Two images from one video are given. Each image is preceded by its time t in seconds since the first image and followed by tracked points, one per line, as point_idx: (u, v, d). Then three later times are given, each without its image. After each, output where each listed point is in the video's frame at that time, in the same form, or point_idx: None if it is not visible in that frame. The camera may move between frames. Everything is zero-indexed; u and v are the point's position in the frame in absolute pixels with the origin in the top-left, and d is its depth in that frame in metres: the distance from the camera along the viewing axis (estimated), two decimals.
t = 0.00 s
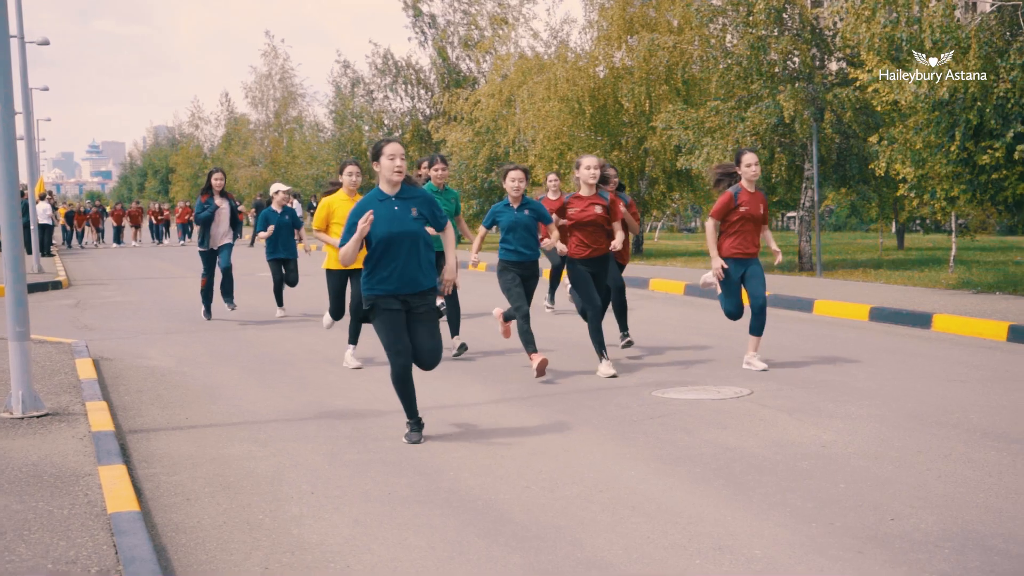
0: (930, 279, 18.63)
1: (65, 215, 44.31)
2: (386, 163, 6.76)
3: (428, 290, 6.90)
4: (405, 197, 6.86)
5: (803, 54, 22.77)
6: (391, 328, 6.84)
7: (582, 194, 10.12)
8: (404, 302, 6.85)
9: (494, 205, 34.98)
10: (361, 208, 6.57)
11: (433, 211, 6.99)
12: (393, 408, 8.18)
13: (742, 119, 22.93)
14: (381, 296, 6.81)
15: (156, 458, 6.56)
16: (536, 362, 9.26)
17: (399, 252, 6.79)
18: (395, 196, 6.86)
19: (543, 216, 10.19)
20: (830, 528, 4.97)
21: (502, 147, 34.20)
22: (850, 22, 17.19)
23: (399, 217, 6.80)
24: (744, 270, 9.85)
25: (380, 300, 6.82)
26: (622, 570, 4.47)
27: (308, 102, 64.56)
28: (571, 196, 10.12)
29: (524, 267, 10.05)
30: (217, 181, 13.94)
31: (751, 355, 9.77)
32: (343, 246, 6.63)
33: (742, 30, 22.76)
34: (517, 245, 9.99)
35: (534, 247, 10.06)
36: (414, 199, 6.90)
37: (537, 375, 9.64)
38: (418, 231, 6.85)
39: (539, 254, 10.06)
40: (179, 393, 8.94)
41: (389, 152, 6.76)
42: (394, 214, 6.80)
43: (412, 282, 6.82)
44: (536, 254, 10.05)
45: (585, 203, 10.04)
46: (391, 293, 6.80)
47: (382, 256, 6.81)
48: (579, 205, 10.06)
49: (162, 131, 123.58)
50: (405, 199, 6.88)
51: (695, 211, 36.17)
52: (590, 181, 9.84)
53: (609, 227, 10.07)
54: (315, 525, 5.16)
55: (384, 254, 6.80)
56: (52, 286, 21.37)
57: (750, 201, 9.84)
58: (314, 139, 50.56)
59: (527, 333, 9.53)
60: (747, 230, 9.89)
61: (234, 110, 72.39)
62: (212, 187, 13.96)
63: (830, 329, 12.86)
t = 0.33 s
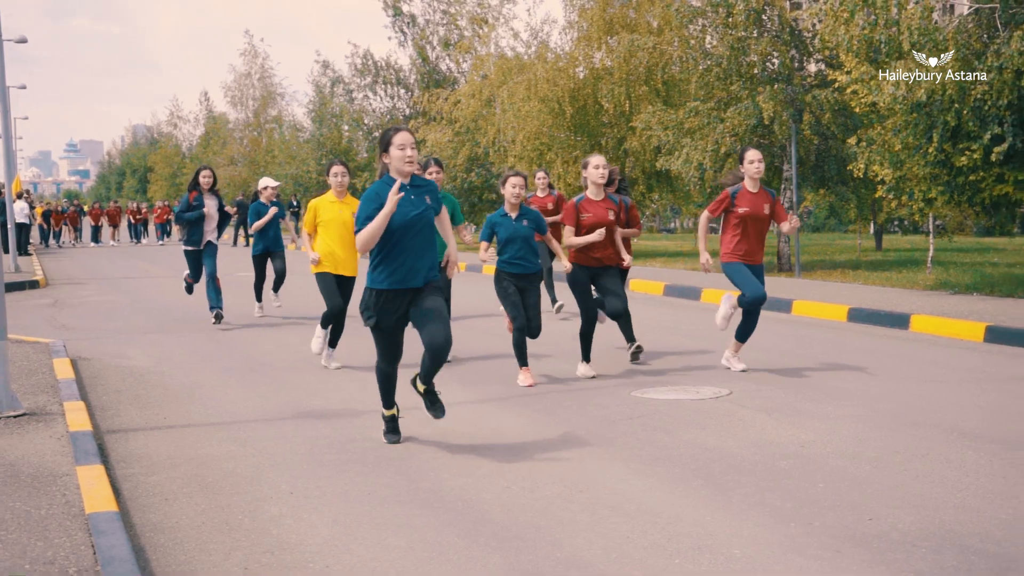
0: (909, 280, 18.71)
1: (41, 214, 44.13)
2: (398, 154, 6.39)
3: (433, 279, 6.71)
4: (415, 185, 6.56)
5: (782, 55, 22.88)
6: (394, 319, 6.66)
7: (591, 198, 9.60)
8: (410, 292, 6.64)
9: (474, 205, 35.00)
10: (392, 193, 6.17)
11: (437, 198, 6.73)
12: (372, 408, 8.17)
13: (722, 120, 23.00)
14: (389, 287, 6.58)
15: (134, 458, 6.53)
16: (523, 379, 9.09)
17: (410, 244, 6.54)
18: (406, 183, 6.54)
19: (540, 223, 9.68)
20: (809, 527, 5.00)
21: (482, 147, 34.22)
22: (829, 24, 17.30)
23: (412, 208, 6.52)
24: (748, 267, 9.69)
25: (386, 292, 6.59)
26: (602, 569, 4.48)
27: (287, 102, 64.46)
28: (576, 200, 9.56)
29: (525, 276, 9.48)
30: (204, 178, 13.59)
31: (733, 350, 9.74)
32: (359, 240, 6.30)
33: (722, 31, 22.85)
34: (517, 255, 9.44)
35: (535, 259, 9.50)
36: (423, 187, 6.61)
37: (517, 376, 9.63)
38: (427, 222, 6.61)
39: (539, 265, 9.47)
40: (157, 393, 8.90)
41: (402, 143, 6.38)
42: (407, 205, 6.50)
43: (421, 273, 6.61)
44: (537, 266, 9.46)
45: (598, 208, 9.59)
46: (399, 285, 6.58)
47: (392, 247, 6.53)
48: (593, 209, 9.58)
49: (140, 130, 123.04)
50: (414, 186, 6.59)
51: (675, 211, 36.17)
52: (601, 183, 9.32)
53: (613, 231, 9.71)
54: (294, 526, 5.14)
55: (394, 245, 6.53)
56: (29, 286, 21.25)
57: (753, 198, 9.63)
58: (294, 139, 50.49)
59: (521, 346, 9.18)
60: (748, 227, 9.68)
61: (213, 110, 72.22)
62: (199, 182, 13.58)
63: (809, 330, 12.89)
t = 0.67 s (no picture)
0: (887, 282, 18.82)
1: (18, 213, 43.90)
2: (411, 149, 5.83)
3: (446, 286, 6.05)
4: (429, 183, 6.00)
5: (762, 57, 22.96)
6: (398, 325, 6.07)
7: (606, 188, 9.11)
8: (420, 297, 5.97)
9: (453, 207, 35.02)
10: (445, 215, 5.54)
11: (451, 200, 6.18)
12: (352, 409, 8.16)
13: (702, 121, 23.08)
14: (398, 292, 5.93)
15: (113, 459, 6.50)
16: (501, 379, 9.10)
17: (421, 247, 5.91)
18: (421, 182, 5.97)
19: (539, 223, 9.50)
20: (787, 528, 5.02)
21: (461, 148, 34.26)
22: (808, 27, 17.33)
23: (426, 207, 5.95)
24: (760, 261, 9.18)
25: (396, 295, 5.94)
26: (580, 569, 4.50)
27: (267, 102, 64.35)
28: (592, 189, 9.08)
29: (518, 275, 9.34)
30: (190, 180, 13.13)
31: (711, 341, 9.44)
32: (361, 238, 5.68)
33: (702, 33, 22.90)
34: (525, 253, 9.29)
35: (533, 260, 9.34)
36: (437, 187, 6.06)
37: (497, 377, 9.63)
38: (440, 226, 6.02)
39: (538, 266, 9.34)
40: (135, 393, 8.87)
41: (417, 137, 5.83)
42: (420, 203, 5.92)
43: (438, 273, 5.96)
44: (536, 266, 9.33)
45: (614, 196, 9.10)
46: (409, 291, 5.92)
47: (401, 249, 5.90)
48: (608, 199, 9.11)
49: (117, 130, 122.55)
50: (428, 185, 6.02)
51: (654, 213, 36.26)
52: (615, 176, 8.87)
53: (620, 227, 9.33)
54: (273, 527, 5.13)
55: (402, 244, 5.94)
56: (6, 286, 21.14)
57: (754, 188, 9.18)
58: (273, 139, 50.43)
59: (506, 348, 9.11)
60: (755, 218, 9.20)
61: (192, 110, 72.00)
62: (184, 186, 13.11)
63: (788, 332, 12.93)
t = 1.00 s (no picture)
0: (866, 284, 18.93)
1: None
2: (428, 155, 5.29)
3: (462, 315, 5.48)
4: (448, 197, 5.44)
5: (743, 59, 23.04)
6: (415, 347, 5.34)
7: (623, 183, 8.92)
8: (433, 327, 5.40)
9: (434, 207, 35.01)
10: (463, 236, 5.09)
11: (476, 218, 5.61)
12: (333, 409, 8.16)
13: (683, 123, 23.13)
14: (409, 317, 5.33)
15: (92, 460, 6.48)
16: (483, 368, 9.38)
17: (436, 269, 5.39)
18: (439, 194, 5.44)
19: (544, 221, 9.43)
20: (767, 528, 5.04)
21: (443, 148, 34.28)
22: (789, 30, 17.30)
23: (443, 222, 5.41)
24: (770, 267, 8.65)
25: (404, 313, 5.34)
26: (562, 569, 4.51)
27: (248, 101, 64.26)
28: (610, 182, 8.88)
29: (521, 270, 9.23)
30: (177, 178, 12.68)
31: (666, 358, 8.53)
32: (363, 261, 5.25)
33: (682, 35, 22.98)
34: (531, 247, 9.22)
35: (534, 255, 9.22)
36: (458, 200, 5.51)
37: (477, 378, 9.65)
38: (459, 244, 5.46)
39: (538, 262, 9.20)
40: (115, 393, 8.84)
41: (433, 140, 5.29)
42: (435, 217, 5.39)
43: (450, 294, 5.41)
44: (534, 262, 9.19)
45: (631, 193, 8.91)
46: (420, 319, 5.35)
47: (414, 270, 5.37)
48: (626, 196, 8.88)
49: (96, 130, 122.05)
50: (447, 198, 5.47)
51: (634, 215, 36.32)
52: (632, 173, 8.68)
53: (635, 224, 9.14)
54: (253, 527, 5.12)
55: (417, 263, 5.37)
56: None
57: (763, 189, 8.65)
58: (253, 139, 50.38)
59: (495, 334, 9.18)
60: (767, 222, 8.65)
61: (173, 110, 71.78)
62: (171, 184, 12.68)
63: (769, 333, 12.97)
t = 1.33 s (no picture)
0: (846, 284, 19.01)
1: None
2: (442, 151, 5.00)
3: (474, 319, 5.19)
4: (466, 199, 5.10)
5: (726, 61, 23.10)
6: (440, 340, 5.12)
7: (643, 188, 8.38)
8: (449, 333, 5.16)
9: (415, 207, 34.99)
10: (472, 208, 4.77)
11: (501, 217, 5.24)
12: (314, 409, 8.14)
13: (665, 124, 23.18)
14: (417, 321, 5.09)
15: (71, 459, 6.45)
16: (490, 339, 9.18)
17: (445, 269, 5.08)
18: (455, 194, 5.11)
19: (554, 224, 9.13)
20: (748, 528, 5.05)
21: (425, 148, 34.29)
22: (771, 32, 17.27)
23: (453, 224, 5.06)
24: (781, 281, 7.98)
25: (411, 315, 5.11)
26: (543, 570, 4.50)
27: (230, 101, 64.14)
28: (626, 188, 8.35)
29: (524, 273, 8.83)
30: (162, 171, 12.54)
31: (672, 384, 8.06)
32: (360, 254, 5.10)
33: (664, 36, 23.03)
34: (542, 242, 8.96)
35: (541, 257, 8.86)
36: (480, 199, 5.17)
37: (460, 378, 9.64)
38: (474, 246, 5.10)
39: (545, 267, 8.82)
40: (94, 393, 8.79)
41: (451, 135, 4.99)
42: (445, 216, 5.06)
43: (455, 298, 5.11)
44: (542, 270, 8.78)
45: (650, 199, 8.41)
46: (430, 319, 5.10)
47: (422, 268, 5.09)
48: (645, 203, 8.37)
49: (76, 128, 121.54)
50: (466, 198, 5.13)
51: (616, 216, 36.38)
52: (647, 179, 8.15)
53: (651, 228, 8.65)
54: (234, 527, 5.11)
55: (426, 263, 5.09)
56: None
57: (777, 199, 8.05)
58: (235, 139, 50.28)
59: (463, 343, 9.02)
60: (780, 234, 8.02)
61: (154, 109, 71.56)
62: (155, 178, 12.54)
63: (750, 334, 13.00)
